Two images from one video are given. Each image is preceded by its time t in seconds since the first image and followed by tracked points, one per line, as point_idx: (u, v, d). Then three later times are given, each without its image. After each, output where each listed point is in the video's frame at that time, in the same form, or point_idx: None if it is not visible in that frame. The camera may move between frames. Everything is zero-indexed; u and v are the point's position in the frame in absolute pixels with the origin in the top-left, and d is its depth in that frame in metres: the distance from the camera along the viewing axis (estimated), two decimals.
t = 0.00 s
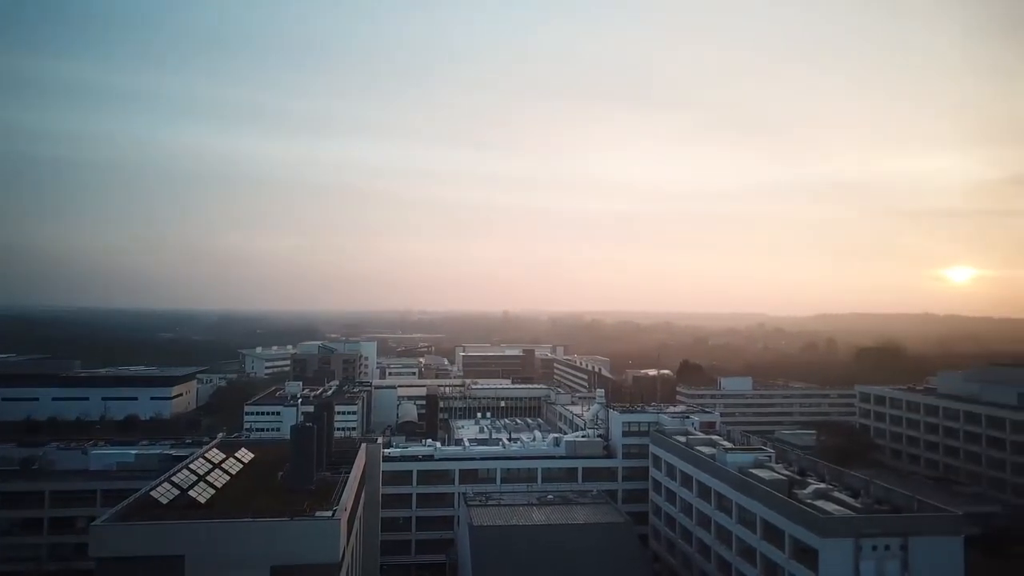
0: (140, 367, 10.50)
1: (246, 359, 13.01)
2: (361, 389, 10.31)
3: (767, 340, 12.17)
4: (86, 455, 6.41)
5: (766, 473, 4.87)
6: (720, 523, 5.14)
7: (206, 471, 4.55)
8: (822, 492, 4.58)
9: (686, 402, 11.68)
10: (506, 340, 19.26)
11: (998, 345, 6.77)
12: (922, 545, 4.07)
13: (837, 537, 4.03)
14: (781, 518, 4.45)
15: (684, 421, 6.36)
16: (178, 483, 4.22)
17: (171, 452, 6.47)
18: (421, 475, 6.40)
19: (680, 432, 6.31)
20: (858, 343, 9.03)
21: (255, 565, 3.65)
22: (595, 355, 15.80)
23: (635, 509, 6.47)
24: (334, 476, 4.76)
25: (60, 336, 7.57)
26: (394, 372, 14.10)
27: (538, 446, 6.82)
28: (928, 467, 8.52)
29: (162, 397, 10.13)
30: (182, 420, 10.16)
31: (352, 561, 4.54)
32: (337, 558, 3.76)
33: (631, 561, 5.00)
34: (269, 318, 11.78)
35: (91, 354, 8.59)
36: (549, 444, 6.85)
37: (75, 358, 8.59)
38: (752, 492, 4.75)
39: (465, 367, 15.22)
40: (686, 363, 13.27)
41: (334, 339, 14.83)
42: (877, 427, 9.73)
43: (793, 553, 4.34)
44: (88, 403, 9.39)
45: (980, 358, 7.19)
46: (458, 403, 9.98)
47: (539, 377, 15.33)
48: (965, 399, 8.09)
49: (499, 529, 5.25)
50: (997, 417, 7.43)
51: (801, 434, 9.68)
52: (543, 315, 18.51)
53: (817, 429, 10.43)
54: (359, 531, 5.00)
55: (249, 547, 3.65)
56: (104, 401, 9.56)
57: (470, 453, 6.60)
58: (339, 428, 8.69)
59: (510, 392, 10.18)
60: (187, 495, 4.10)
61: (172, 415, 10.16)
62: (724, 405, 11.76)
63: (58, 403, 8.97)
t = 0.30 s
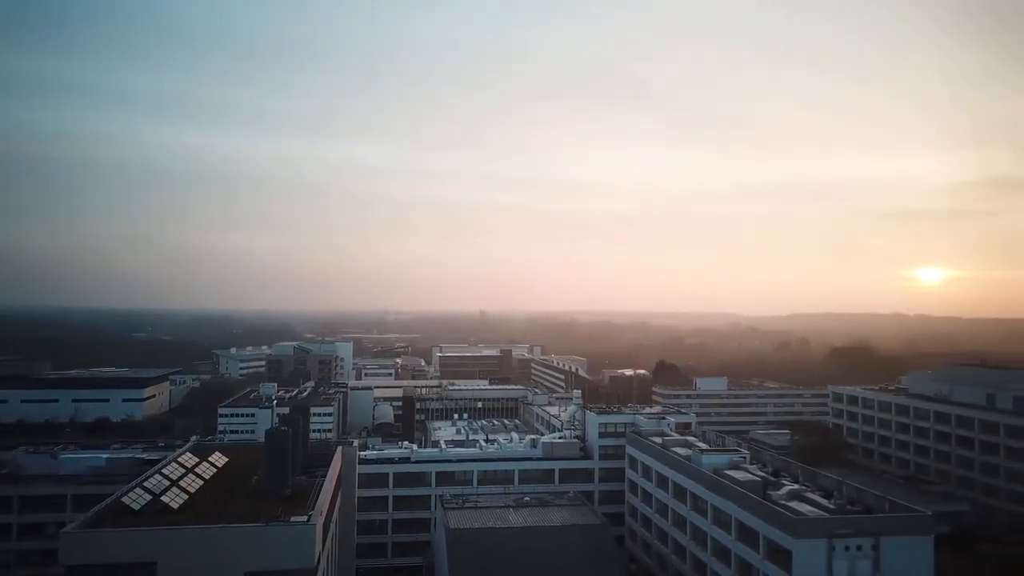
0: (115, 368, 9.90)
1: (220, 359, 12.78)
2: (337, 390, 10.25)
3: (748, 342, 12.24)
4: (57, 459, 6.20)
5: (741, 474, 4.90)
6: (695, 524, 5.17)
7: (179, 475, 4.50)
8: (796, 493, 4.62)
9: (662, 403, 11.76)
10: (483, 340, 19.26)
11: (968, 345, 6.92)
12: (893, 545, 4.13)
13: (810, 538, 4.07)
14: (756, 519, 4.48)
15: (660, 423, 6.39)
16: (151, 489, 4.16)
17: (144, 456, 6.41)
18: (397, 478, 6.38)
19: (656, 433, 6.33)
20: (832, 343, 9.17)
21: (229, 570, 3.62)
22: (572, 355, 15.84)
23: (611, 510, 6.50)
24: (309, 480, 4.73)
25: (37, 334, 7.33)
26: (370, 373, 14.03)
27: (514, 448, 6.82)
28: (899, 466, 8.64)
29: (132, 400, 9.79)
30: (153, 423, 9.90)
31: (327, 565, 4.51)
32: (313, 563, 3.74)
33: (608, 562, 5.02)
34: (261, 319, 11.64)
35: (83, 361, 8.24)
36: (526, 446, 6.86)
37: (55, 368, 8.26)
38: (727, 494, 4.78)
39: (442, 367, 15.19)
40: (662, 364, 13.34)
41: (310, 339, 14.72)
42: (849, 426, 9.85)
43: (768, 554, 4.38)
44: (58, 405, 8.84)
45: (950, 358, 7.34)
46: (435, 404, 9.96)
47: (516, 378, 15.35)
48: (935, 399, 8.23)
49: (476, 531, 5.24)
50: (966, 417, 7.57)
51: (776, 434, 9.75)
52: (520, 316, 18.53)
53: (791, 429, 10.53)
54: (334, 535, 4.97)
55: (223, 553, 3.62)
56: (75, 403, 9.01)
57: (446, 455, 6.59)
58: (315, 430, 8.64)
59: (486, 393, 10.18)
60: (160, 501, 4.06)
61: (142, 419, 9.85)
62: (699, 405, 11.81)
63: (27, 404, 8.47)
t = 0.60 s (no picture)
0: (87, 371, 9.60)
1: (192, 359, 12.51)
2: (312, 391, 10.18)
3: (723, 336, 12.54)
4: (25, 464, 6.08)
5: (716, 476, 4.94)
6: (671, 525, 5.20)
7: (151, 480, 4.44)
8: (770, 494, 4.66)
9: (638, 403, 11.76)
10: (460, 340, 19.24)
11: (939, 344, 7.06)
12: (864, 545, 4.18)
13: (782, 539, 4.11)
14: (729, 519, 4.52)
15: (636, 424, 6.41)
16: (121, 494, 4.10)
17: (115, 461, 6.32)
18: (372, 481, 6.35)
19: (632, 433, 6.36)
20: (807, 343, 9.29)
21: None
22: (549, 355, 15.86)
23: (587, 511, 6.51)
24: (284, 484, 4.70)
25: (33, 333, 7.22)
26: (346, 374, 13.95)
27: (491, 449, 6.82)
28: (870, 465, 8.75)
29: (105, 400, 9.33)
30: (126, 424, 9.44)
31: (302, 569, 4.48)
32: (287, 569, 3.71)
33: (584, 563, 5.03)
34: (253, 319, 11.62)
35: (76, 362, 8.11)
36: (503, 447, 6.85)
37: (31, 371, 8.12)
38: (702, 495, 4.81)
39: (418, 367, 15.15)
40: (638, 363, 13.39)
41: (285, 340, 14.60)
42: (822, 426, 9.92)
43: (741, 555, 4.41)
44: (26, 408, 8.62)
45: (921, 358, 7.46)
46: (411, 405, 9.93)
47: (493, 378, 15.35)
48: (906, 399, 8.36)
49: (451, 534, 5.23)
50: (936, 417, 7.70)
51: (751, 434, 9.81)
52: (497, 316, 18.53)
53: (765, 429, 10.60)
54: (309, 539, 4.94)
55: (196, 559, 3.57)
56: (44, 406, 8.72)
57: (422, 457, 6.57)
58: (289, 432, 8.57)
59: (463, 394, 10.16)
60: (131, 506, 3.99)
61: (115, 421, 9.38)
62: (674, 406, 11.72)
63: None
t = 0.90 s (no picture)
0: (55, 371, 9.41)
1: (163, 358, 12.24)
2: (286, 392, 10.10)
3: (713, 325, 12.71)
4: None
5: (690, 477, 4.97)
6: (646, 526, 5.23)
7: (121, 486, 4.37)
8: (744, 495, 4.70)
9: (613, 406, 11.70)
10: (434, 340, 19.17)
11: (909, 343, 7.22)
12: (835, 545, 4.24)
13: (755, 539, 4.15)
14: (704, 520, 4.55)
15: (611, 424, 6.44)
16: (90, 500, 4.02)
17: (82, 465, 6.20)
18: (347, 483, 6.30)
19: (607, 434, 6.38)
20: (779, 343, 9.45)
21: None
22: (524, 355, 15.88)
23: (562, 512, 6.53)
24: (258, 489, 4.65)
25: (35, 335, 7.11)
26: (320, 375, 13.85)
27: (466, 451, 6.81)
28: (841, 464, 8.85)
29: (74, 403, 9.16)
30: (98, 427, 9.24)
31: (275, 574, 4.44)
32: None
33: (559, 565, 5.04)
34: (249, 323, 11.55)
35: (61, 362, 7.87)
36: (478, 448, 6.85)
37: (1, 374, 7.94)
38: (676, 496, 4.85)
39: (393, 368, 15.08)
40: (613, 363, 13.42)
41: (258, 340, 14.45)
42: (795, 425, 10.00)
43: (715, 555, 4.45)
44: None
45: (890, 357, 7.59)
46: (386, 406, 9.88)
47: (468, 379, 15.34)
48: (876, 399, 8.49)
49: (427, 536, 5.21)
50: (906, 416, 7.83)
51: (726, 434, 9.88)
52: (472, 315, 18.51)
53: (739, 429, 10.68)
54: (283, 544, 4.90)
55: (167, 567, 3.52)
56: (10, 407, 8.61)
57: (397, 459, 6.54)
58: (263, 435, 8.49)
59: (438, 395, 10.12)
60: (101, 513, 3.92)
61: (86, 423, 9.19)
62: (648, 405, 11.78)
63: None
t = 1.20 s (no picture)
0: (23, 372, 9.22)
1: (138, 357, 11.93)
2: (259, 393, 10.00)
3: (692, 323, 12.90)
4: None
5: (664, 478, 5.00)
6: (620, 527, 5.25)
7: (89, 491, 4.30)
8: (717, 496, 4.74)
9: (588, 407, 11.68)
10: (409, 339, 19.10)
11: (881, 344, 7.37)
12: (806, 545, 4.29)
13: (728, 540, 4.19)
14: (677, 521, 4.58)
15: (586, 425, 6.46)
16: (57, 506, 3.95)
17: (49, 469, 6.09)
18: (320, 486, 6.26)
19: (582, 435, 6.40)
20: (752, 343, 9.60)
21: None
22: (500, 355, 15.88)
23: (537, 513, 6.53)
24: (230, 493, 4.60)
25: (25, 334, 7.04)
26: (294, 376, 13.74)
27: (441, 452, 6.78)
28: (813, 463, 8.94)
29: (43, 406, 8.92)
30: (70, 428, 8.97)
31: None
32: None
33: (534, 567, 5.04)
34: (223, 324, 11.40)
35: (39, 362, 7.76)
36: (453, 450, 6.83)
37: None
38: (650, 497, 4.87)
39: (368, 368, 15.00)
40: (588, 364, 13.45)
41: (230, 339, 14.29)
42: (767, 425, 10.08)
43: (689, 556, 4.48)
44: None
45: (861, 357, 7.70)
46: (360, 407, 9.82)
47: (444, 379, 15.32)
48: (847, 398, 8.60)
49: (401, 539, 5.19)
50: (876, 416, 7.94)
51: (700, 434, 9.94)
52: (447, 315, 18.47)
53: (712, 429, 10.75)
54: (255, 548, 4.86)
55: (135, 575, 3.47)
56: None
57: (372, 461, 6.50)
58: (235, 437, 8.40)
59: (413, 396, 10.07)
60: (68, 520, 3.86)
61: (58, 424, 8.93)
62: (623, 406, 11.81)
63: None
